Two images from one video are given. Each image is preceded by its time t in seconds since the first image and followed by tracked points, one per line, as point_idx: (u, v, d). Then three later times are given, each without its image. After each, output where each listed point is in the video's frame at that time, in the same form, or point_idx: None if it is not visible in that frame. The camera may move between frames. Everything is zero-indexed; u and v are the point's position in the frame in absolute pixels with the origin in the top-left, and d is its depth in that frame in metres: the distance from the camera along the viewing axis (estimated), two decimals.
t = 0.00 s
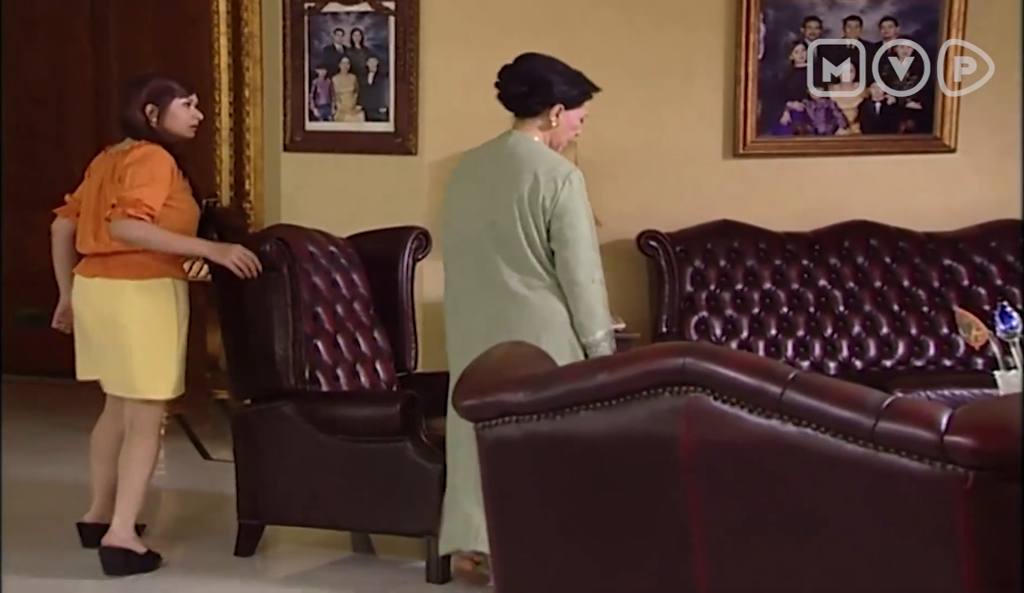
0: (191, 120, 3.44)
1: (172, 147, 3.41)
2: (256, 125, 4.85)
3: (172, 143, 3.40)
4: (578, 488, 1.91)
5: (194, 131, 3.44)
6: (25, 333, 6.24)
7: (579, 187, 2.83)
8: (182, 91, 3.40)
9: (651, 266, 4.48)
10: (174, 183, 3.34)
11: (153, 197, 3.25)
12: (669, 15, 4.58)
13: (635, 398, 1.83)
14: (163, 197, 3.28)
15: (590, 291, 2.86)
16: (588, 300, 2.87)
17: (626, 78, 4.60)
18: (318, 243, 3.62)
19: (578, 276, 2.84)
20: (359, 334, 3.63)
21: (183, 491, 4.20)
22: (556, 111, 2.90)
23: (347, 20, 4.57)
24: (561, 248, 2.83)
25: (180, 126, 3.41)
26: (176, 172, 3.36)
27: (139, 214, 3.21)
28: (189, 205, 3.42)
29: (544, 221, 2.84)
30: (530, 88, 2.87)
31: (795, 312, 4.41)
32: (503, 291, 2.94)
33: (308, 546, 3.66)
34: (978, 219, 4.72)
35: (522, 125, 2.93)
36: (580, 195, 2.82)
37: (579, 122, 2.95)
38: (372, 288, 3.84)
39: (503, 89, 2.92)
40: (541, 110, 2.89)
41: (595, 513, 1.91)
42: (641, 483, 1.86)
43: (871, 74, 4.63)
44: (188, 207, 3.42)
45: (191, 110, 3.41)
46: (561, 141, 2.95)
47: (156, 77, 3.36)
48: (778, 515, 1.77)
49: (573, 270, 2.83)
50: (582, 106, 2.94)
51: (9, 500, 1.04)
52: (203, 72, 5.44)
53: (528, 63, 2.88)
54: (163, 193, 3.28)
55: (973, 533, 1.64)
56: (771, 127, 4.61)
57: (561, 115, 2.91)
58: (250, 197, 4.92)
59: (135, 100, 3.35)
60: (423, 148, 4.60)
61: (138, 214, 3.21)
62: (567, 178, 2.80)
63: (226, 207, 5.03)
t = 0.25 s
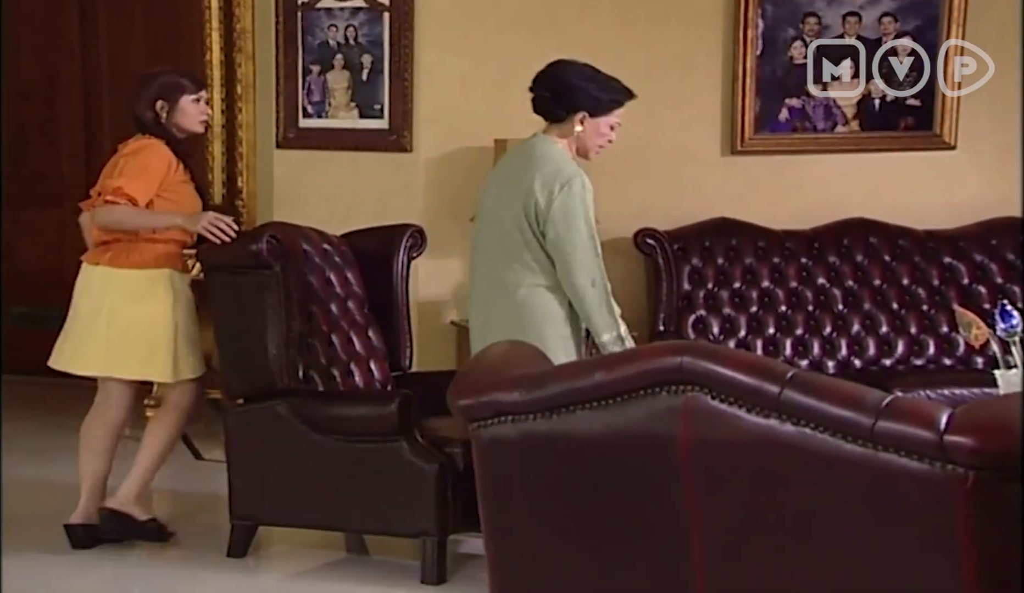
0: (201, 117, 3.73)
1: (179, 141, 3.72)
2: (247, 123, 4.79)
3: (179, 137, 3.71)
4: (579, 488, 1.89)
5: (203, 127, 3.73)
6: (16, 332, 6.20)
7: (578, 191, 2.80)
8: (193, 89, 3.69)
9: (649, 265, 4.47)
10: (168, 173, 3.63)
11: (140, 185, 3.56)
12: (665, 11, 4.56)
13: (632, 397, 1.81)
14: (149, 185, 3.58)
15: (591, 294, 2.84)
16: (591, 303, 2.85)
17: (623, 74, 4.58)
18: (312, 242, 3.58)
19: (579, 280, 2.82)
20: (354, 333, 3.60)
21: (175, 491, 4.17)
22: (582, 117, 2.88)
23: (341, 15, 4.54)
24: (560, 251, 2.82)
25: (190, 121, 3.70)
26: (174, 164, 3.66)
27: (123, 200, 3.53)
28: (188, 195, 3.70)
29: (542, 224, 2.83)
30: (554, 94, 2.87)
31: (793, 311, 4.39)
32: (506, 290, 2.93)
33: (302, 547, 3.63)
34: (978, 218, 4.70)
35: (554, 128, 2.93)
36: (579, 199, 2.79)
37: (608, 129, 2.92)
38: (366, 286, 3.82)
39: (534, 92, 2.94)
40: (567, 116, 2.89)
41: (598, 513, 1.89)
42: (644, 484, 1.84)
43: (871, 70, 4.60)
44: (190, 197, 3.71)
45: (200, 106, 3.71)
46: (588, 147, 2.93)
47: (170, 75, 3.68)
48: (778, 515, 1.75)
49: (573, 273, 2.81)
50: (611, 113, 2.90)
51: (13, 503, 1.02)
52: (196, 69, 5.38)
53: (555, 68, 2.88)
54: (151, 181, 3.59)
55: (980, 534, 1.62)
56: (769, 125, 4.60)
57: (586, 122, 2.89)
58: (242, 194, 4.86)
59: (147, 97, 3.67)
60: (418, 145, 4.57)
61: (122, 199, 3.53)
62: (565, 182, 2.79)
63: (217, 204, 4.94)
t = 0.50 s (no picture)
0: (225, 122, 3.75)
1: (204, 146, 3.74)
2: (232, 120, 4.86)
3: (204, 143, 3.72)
4: (573, 489, 1.88)
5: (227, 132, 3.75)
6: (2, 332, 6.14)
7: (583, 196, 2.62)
8: (218, 94, 3.71)
9: (643, 263, 4.46)
10: (190, 179, 3.64)
11: (160, 193, 3.57)
12: (658, 8, 4.55)
13: (626, 396, 1.79)
14: (169, 193, 3.59)
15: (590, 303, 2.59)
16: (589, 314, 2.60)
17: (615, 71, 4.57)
18: (302, 241, 3.56)
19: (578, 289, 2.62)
20: (345, 332, 3.58)
21: (163, 493, 4.13)
22: (614, 132, 2.69)
23: (331, 11, 4.52)
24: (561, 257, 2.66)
25: (214, 126, 3.72)
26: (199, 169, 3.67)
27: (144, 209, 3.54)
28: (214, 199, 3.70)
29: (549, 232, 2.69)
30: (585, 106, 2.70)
31: (788, 309, 4.38)
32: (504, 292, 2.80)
33: (293, 548, 3.61)
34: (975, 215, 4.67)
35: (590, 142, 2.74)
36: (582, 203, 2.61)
37: (643, 144, 2.71)
38: (356, 285, 3.79)
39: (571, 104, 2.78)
40: (598, 129, 2.70)
41: (593, 514, 1.87)
42: (640, 484, 1.82)
43: (866, 67, 4.60)
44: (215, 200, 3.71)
45: (223, 112, 3.72)
46: (621, 163, 2.72)
47: (194, 80, 3.68)
48: (772, 515, 1.74)
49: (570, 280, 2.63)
50: (647, 127, 2.68)
51: (10, 504, 1.00)
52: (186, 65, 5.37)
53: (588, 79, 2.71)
54: (172, 188, 3.60)
55: (978, 536, 1.60)
56: (763, 122, 4.58)
57: (618, 136, 2.69)
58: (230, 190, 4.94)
59: (170, 103, 3.66)
60: (410, 142, 4.55)
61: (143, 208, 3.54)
62: (569, 186, 2.62)
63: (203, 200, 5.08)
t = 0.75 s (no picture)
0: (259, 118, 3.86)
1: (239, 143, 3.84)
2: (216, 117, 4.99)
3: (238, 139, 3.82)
4: (560, 490, 1.86)
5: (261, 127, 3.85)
6: None
7: (603, 234, 2.61)
8: (251, 90, 3.79)
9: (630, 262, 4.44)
10: (224, 176, 3.75)
11: (199, 192, 3.69)
12: (645, 5, 4.54)
13: (612, 397, 1.77)
14: (205, 191, 3.70)
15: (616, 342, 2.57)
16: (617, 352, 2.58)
17: (603, 69, 4.55)
18: (285, 241, 3.53)
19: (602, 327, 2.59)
20: (329, 331, 3.57)
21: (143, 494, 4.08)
22: (645, 177, 2.59)
23: (315, 8, 4.49)
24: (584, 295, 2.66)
25: (248, 122, 3.82)
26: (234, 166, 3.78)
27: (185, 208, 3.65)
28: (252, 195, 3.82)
29: (546, 256, 2.76)
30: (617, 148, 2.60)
31: (775, 309, 4.37)
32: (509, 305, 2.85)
33: (276, 551, 3.58)
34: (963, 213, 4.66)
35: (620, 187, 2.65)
36: (605, 243, 2.61)
37: (673, 191, 2.60)
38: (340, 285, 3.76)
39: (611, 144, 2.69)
40: (629, 173, 2.60)
41: (580, 515, 1.85)
42: (628, 486, 1.80)
43: (853, 65, 4.59)
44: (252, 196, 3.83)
45: (256, 108, 3.82)
46: (649, 210, 2.63)
47: (227, 78, 3.78)
48: (759, 516, 1.72)
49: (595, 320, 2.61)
50: (679, 173, 2.57)
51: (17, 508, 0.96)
52: (165, 61, 5.37)
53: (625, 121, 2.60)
54: (210, 186, 3.72)
55: (967, 537, 1.59)
56: (751, 120, 4.58)
57: (648, 182, 2.59)
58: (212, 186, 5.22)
59: (204, 101, 3.79)
60: (395, 140, 4.53)
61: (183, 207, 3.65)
62: (589, 226, 2.62)
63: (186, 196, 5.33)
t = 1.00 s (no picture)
0: (291, 119, 3.96)
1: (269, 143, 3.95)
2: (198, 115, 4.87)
3: (268, 139, 3.93)
4: (544, 492, 1.84)
5: (292, 129, 3.95)
6: None
7: (605, 259, 2.57)
8: (284, 93, 3.90)
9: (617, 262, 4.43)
10: (250, 175, 3.86)
11: (221, 189, 3.81)
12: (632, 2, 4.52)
13: (598, 397, 1.76)
14: (230, 189, 3.82)
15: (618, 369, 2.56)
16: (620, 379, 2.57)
17: (589, 67, 4.53)
18: (270, 240, 3.50)
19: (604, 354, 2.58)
20: (313, 331, 3.55)
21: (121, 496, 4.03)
22: (649, 203, 2.58)
23: (298, 5, 4.45)
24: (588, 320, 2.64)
25: (280, 123, 3.93)
26: (261, 165, 3.89)
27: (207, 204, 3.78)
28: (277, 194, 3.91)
29: (547, 269, 2.73)
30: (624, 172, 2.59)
31: (762, 308, 4.37)
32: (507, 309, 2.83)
33: (258, 553, 3.55)
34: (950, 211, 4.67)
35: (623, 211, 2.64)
36: (607, 269, 2.57)
37: (676, 215, 2.60)
38: (324, 284, 3.74)
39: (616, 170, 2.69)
40: (632, 197, 2.60)
41: (565, 516, 1.84)
42: (613, 488, 1.79)
43: (840, 62, 4.59)
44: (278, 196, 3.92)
45: (288, 110, 3.92)
46: (653, 234, 2.62)
47: (262, 80, 3.90)
48: (744, 516, 1.71)
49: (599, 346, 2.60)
50: (683, 199, 2.58)
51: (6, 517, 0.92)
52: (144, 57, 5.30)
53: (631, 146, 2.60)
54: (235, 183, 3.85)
55: (951, 537, 1.59)
56: (738, 118, 4.56)
57: (652, 207, 2.58)
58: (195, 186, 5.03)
59: (239, 100, 3.94)
60: (379, 138, 4.51)
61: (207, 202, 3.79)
62: (592, 251, 2.58)
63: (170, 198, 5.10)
